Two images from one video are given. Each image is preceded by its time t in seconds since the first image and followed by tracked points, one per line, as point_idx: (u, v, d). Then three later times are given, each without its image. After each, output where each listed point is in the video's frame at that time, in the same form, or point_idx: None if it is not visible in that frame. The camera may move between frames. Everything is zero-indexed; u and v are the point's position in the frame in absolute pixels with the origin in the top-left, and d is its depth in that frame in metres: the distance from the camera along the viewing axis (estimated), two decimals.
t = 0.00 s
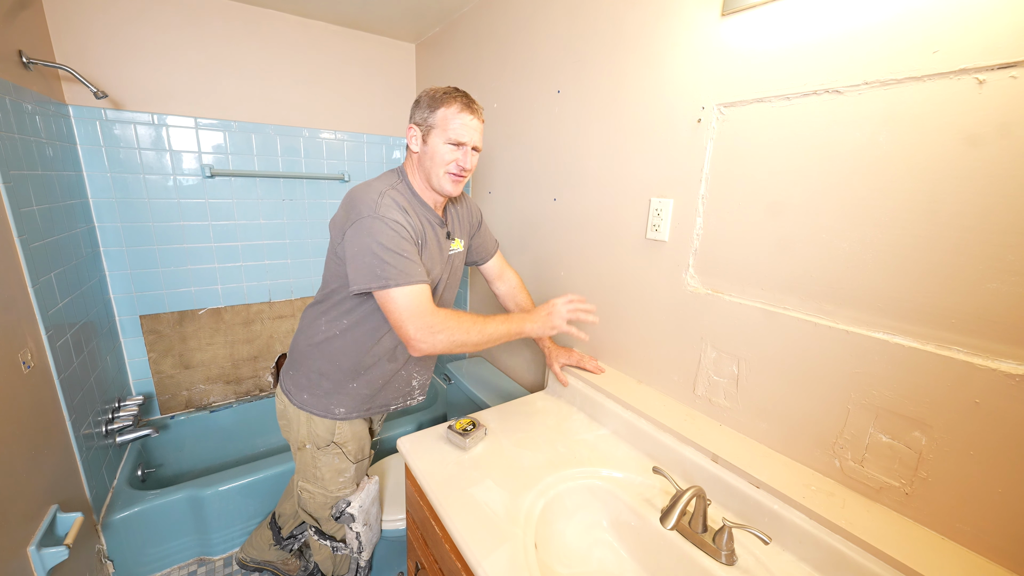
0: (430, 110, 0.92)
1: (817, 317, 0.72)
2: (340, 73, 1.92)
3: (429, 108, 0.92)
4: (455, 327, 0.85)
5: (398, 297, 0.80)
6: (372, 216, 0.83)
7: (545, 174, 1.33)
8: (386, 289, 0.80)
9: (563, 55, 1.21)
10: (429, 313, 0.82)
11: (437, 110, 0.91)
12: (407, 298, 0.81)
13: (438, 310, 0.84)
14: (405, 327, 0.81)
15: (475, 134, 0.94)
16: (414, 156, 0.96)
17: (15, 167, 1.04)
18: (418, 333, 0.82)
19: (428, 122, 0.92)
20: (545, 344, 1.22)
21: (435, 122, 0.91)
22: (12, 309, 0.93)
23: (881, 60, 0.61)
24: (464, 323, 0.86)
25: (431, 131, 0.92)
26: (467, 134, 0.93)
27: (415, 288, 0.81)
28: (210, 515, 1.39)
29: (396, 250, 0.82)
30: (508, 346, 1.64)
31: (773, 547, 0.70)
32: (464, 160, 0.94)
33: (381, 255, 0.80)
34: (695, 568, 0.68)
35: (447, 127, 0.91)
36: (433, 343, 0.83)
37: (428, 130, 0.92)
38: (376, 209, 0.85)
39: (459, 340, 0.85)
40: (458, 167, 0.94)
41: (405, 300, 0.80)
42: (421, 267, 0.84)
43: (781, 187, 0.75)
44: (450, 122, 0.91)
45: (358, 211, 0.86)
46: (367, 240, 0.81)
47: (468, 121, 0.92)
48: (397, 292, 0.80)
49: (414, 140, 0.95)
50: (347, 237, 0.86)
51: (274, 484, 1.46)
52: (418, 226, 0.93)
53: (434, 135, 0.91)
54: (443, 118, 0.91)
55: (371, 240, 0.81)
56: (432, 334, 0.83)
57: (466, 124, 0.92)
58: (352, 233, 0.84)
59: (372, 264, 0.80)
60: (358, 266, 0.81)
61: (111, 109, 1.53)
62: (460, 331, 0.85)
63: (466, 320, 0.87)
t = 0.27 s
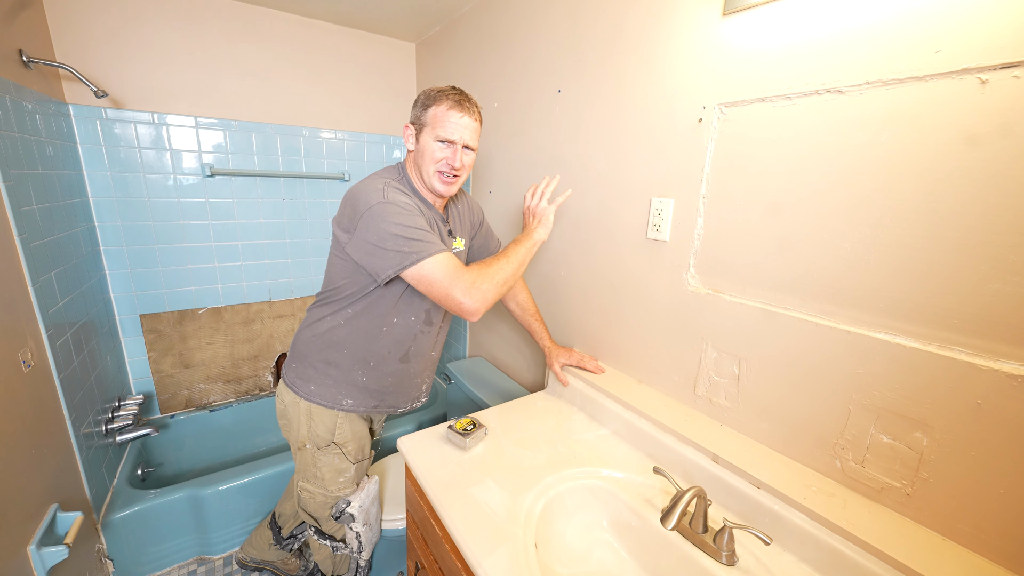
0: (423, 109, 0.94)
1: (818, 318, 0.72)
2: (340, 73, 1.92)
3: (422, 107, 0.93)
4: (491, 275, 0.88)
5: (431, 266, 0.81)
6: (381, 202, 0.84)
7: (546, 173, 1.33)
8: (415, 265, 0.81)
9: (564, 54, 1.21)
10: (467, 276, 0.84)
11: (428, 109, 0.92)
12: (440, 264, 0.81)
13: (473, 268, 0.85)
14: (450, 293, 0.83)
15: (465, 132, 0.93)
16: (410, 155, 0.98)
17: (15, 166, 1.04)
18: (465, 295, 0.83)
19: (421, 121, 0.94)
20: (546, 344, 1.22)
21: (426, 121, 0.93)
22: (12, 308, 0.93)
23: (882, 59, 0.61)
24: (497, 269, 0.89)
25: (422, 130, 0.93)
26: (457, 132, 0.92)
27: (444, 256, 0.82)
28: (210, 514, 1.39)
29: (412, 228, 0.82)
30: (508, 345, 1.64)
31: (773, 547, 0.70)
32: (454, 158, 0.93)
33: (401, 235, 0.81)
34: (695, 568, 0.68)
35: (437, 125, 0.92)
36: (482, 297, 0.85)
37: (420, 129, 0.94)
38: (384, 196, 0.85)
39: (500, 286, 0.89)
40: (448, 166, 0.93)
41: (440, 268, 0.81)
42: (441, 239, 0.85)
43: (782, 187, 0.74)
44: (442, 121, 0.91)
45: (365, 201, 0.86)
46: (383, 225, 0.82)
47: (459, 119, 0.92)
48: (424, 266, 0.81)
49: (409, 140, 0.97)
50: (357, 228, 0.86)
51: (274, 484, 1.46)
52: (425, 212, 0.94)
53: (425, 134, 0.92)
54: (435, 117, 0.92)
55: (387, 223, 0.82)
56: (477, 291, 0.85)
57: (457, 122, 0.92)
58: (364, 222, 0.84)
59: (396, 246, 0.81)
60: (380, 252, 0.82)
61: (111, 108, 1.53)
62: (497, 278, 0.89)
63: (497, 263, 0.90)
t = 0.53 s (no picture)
0: (427, 109, 0.92)
1: (818, 318, 0.72)
2: (340, 72, 1.92)
3: (426, 108, 0.92)
4: (485, 292, 0.84)
5: (427, 272, 0.81)
6: (380, 205, 0.83)
7: (546, 173, 1.33)
8: (412, 270, 0.81)
9: (564, 54, 1.20)
10: (458, 282, 0.83)
11: (434, 109, 0.91)
12: (435, 272, 0.82)
13: (466, 281, 0.84)
14: (440, 302, 0.83)
15: (472, 133, 0.93)
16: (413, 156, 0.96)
17: (15, 165, 1.04)
18: (455, 306, 0.84)
19: (426, 122, 0.92)
20: (546, 343, 1.22)
21: (432, 122, 0.92)
22: (12, 308, 0.93)
23: (883, 58, 0.61)
24: (495, 287, 0.85)
25: (428, 131, 0.92)
26: (464, 133, 0.92)
27: (440, 260, 0.82)
28: (210, 514, 1.39)
29: (410, 232, 0.82)
30: (509, 345, 1.64)
31: (773, 547, 0.70)
32: (461, 159, 0.93)
33: (399, 239, 0.81)
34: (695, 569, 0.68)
35: (444, 126, 0.91)
36: (472, 311, 0.84)
37: (425, 130, 0.92)
38: (382, 199, 0.85)
39: (495, 304, 0.86)
40: (455, 166, 0.94)
41: (435, 274, 0.82)
42: (439, 243, 0.85)
43: (783, 187, 0.74)
44: (448, 121, 0.91)
45: (364, 203, 0.86)
46: (381, 228, 0.82)
47: (465, 120, 0.92)
48: (421, 271, 0.81)
49: (413, 140, 0.95)
50: (355, 230, 0.86)
51: (274, 483, 1.46)
52: (425, 213, 0.93)
53: (431, 135, 0.92)
54: (441, 118, 0.91)
55: (385, 227, 0.82)
56: (467, 304, 0.84)
57: (463, 123, 0.92)
58: (362, 225, 0.84)
59: (393, 249, 0.81)
60: (377, 254, 0.82)
61: (111, 108, 1.53)
62: (494, 295, 0.85)
63: (497, 282, 0.86)
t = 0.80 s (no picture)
0: (448, 119, 0.89)
1: (818, 317, 0.72)
2: (340, 73, 1.92)
3: (447, 117, 0.89)
4: (480, 299, 0.85)
5: (423, 279, 0.82)
6: (378, 211, 0.83)
7: (545, 173, 1.33)
8: (408, 276, 0.81)
9: (563, 54, 1.21)
10: (455, 290, 0.83)
11: (457, 120, 0.89)
12: (431, 279, 0.82)
13: (463, 289, 0.84)
14: (435, 310, 0.84)
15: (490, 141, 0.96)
16: (429, 164, 0.92)
17: (15, 166, 1.04)
18: (449, 314, 0.84)
19: (448, 132, 0.89)
20: (545, 344, 1.22)
21: (456, 133, 0.89)
22: (12, 308, 0.93)
23: (881, 59, 0.61)
24: (490, 294, 0.86)
25: (453, 142, 0.89)
26: (485, 142, 0.94)
27: (436, 267, 0.83)
28: (210, 515, 1.39)
29: (407, 239, 0.82)
30: (508, 345, 1.64)
31: (772, 546, 0.70)
32: (480, 165, 0.96)
33: (396, 245, 0.81)
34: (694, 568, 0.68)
35: (468, 137, 0.90)
36: (467, 320, 0.84)
37: (449, 141, 0.89)
38: (380, 204, 0.85)
39: (490, 311, 0.86)
40: (474, 173, 0.96)
41: (431, 281, 0.82)
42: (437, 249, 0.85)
43: (782, 186, 0.74)
44: (470, 129, 0.90)
45: (362, 208, 0.86)
46: (378, 234, 0.82)
47: (484, 129, 0.93)
48: (418, 277, 0.81)
49: (431, 149, 0.90)
50: (353, 235, 0.86)
51: (273, 484, 1.46)
52: (423, 217, 0.93)
53: (459, 147, 0.90)
54: (465, 129, 0.89)
55: (382, 233, 0.82)
56: (463, 311, 0.84)
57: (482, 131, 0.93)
58: (360, 230, 0.84)
59: (391, 256, 0.81)
60: (375, 261, 0.82)
61: (111, 109, 1.53)
62: (489, 303, 0.86)
63: (493, 290, 0.86)
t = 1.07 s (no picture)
0: (448, 120, 0.89)
1: (816, 318, 0.72)
2: (341, 74, 1.93)
3: (447, 118, 0.89)
4: (483, 301, 0.85)
5: (425, 282, 0.82)
6: (380, 214, 0.84)
7: (545, 174, 1.34)
8: (410, 279, 0.82)
9: (563, 55, 1.21)
10: (457, 292, 0.83)
11: (457, 121, 0.89)
12: (433, 281, 0.82)
13: (466, 291, 0.84)
14: (439, 312, 0.84)
15: (490, 143, 0.96)
16: (429, 164, 0.93)
17: (17, 167, 1.04)
18: (452, 317, 0.84)
19: (448, 133, 0.89)
20: (545, 344, 1.23)
21: (456, 134, 0.89)
22: (13, 308, 0.93)
23: (879, 61, 0.61)
24: (493, 297, 0.86)
25: (453, 143, 0.90)
26: (485, 143, 0.94)
27: (438, 270, 0.83)
28: (210, 515, 1.39)
29: (410, 242, 0.82)
30: (508, 346, 1.64)
31: (771, 546, 0.70)
32: (481, 167, 0.96)
33: (398, 248, 0.82)
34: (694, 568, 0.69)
35: (468, 138, 0.91)
36: (470, 322, 0.85)
37: (449, 142, 0.90)
38: (382, 207, 0.85)
39: (493, 313, 0.86)
40: (474, 174, 0.96)
41: (433, 283, 0.82)
42: (439, 252, 0.85)
43: (780, 187, 0.75)
44: (470, 130, 0.90)
45: (364, 211, 0.86)
46: (381, 237, 0.82)
47: (485, 130, 0.93)
48: (420, 280, 0.82)
49: (431, 150, 0.91)
50: (355, 237, 0.86)
51: (274, 484, 1.47)
52: (424, 220, 0.94)
53: (458, 148, 0.90)
54: (465, 130, 0.90)
55: (385, 237, 0.82)
56: (465, 313, 0.84)
57: (483, 132, 0.93)
58: (362, 233, 0.84)
59: (394, 259, 0.82)
60: (378, 264, 0.82)
61: (113, 110, 1.54)
62: (491, 305, 0.86)
63: (495, 292, 0.86)
